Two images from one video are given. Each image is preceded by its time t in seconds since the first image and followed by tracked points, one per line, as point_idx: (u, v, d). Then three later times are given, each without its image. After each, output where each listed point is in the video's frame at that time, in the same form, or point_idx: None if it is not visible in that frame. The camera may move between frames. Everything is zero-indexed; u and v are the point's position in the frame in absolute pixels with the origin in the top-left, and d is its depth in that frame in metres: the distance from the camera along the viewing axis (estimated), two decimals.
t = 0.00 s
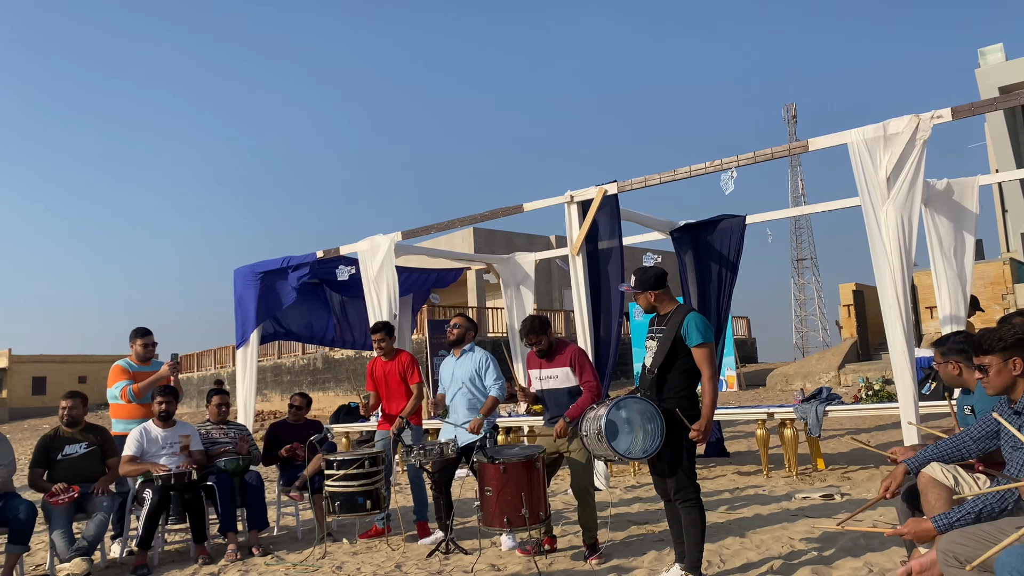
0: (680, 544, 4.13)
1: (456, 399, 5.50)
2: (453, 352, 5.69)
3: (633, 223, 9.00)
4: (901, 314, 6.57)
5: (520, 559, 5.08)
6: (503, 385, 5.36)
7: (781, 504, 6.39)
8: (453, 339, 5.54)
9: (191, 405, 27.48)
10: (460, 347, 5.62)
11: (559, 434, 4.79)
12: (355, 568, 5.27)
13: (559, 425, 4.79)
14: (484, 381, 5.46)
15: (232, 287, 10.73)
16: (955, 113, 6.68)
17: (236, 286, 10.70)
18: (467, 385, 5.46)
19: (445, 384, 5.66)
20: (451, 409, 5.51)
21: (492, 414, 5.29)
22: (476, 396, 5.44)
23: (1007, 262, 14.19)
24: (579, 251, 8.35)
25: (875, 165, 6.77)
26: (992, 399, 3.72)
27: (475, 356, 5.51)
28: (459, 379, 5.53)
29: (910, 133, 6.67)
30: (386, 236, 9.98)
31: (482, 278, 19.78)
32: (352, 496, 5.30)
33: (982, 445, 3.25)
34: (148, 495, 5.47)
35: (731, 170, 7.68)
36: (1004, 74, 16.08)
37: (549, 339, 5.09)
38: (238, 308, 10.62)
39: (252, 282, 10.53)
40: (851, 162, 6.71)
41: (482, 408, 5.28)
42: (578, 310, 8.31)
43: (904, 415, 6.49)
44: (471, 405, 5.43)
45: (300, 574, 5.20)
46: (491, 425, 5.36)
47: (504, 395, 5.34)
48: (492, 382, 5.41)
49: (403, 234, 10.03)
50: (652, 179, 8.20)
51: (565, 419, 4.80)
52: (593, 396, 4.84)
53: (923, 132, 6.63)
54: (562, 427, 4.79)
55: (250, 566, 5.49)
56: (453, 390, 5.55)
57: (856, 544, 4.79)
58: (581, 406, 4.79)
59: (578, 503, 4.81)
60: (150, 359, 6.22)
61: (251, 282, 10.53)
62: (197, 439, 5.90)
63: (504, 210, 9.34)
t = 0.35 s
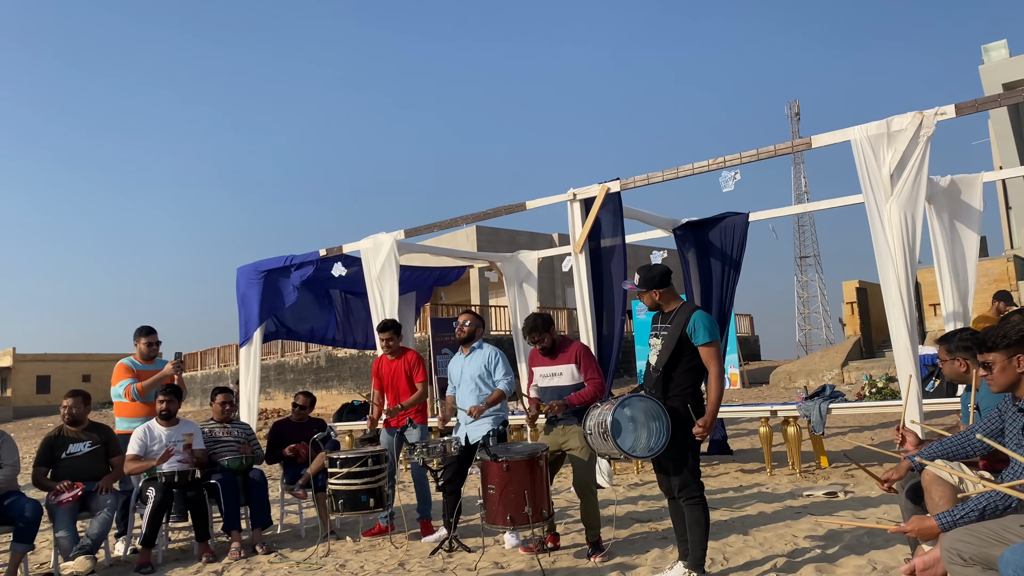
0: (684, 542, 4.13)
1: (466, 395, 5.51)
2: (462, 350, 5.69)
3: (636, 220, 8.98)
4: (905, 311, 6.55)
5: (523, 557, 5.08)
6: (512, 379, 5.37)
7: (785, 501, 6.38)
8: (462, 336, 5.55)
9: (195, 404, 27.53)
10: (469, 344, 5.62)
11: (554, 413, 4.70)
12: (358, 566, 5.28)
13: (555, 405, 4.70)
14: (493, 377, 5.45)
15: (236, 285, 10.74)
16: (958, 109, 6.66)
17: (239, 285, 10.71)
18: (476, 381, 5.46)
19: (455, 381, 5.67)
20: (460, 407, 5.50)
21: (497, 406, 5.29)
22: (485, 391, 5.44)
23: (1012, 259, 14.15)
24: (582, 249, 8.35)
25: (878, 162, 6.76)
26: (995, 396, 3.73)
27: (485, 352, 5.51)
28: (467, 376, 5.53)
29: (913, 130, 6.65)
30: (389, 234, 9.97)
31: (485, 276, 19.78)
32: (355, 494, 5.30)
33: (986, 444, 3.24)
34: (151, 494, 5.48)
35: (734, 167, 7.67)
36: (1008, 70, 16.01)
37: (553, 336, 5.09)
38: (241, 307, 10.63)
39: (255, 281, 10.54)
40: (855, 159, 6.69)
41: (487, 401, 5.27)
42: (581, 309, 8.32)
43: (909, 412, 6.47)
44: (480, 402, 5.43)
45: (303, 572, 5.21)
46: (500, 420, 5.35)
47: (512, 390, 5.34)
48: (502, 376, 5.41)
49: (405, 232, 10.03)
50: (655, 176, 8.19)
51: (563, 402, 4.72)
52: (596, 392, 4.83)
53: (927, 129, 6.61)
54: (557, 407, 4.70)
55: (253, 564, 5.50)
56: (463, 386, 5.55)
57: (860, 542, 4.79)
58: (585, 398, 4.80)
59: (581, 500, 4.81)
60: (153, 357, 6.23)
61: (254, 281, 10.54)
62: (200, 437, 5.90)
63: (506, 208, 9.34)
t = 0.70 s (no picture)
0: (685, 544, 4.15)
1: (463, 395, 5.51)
2: (458, 352, 5.71)
3: (637, 223, 9.00)
4: (907, 313, 6.55)
5: (525, 560, 5.10)
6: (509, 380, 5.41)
7: (786, 504, 6.39)
8: (459, 337, 5.53)
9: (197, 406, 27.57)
10: (466, 346, 5.64)
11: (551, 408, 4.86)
12: (360, 568, 5.30)
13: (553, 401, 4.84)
14: (491, 378, 5.48)
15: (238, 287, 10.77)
16: (959, 113, 6.68)
17: (241, 287, 10.74)
18: (474, 382, 5.47)
19: (451, 381, 5.66)
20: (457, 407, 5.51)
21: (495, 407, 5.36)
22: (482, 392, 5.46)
23: (1013, 261, 14.16)
24: (583, 251, 8.36)
25: (879, 165, 6.77)
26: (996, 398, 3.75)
27: (482, 353, 5.53)
28: (465, 376, 5.54)
29: (914, 132, 6.66)
30: (391, 236, 9.99)
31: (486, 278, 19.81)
32: (357, 496, 5.32)
33: (985, 446, 3.27)
34: (155, 496, 5.50)
35: (735, 170, 7.68)
36: (1010, 72, 16.02)
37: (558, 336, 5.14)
38: (243, 309, 10.66)
39: (258, 283, 10.57)
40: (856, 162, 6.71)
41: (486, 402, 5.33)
42: (581, 303, 8.36)
43: (910, 415, 6.48)
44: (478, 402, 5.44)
45: (305, 574, 5.23)
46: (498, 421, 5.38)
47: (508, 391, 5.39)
48: (499, 378, 5.45)
49: (407, 235, 10.06)
50: (656, 179, 8.21)
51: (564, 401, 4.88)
52: (598, 393, 4.89)
53: (927, 132, 6.62)
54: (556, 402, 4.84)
55: (256, 566, 5.52)
56: (460, 387, 5.57)
57: (861, 544, 4.80)
58: (584, 399, 4.86)
59: (584, 503, 4.83)
60: (157, 360, 6.25)
61: (256, 283, 10.57)
62: (203, 439, 5.93)
63: (508, 211, 9.36)
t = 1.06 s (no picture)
0: (686, 548, 4.14)
1: (465, 401, 5.49)
2: (456, 356, 5.69)
3: (637, 226, 9.00)
4: (907, 316, 6.54)
5: (525, 564, 5.09)
6: (512, 383, 5.37)
7: (788, 507, 6.37)
8: (457, 342, 5.55)
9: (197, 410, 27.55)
10: (464, 350, 5.63)
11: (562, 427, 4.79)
12: (360, 572, 5.28)
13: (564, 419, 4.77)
14: (492, 382, 5.46)
15: (238, 291, 10.77)
16: (959, 115, 6.67)
17: (241, 290, 10.74)
18: (475, 387, 5.46)
19: (450, 387, 5.65)
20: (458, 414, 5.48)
21: (500, 412, 5.33)
22: (485, 398, 5.45)
23: (1013, 263, 14.15)
24: (584, 254, 8.36)
25: (879, 168, 6.77)
26: (996, 402, 3.75)
27: (481, 358, 5.52)
28: (464, 382, 5.54)
29: (915, 135, 6.66)
30: (391, 239, 9.98)
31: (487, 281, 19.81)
32: (357, 500, 5.31)
33: (989, 449, 3.24)
34: (154, 500, 5.48)
35: (735, 173, 7.68)
36: (1009, 74, 16.03)
37: (561, 339, 5.08)
38: (243, 312, 10.66)
39: (258, 286, 10.57)
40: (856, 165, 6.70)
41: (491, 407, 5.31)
42: (581, 306, 8.33)
43: (911, 418, 6.46)
44: (478, 408, 5.43)
45: None
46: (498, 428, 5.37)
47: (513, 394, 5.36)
48: (501, 381, 5.41)
49: (407, 238, 10.05)
50: (656, 182, 8.21)
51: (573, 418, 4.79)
52: (606, 398, 4.82)
53: (928, 134, 6.62)
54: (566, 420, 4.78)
55: (256, 570, 5.51)
56: (460, 393, 5.55)
57: (862, 548, 4.79)
58: (593, 406, 4.78)
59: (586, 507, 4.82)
60: (156, 364, 6.24)
61: (256, 286, 10.57)
62: (202, 443, 5.91)
63: (508, 214, 9.36)
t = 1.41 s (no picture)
0: (685, 548, 4.13)
1: (468, 401, 5.50)
2: (460, 356, 5.68)
3: (637, 226, 8.99)
4: (907, 315, 6.53)
5: (524, 564, 5.07)
6: (517, 381, 5.35)
7: (787, 507, 6.36)
8: (461, 344, 5.51)
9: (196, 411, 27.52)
10: (467, 351, 5.60)
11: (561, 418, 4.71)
12: (359, 573, 5.27)
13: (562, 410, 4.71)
14: (497, 382, 5.45)
15: (237, 291, 10.76)
16: (958, 114, 6.67)
17: (240, 291, 10.73)
18: (478, 387, 5.46)
19: (455, 387, 5.66)
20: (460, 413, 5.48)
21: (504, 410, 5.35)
22: (488, 397, 5.44)
23: (1012, 263, 14.15)
24: (583, 254, 8.35)
25: (879, 167, 6.76)
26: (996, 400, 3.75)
27: (483, 358, 5.51)
28: (468, 383, 5.53)
29: (914, 134, 6.65)
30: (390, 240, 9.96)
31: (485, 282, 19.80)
32: (356, 500, 5.29)
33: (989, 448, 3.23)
34: (152, 501, 5.47)
35: (734, 173, 7.67)
36: (1008, 74, 16.03)
37: (557, 336, 5.10)
38: (242, 313, 10.66)
39: (256, 287, 10.56)
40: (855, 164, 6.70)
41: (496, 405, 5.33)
42: (581, 310, 8.31)
43: (910, 417, 6.45)
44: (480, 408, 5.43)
45: None
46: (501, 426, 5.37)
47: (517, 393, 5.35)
48: (506, 380, 5.40)
49: (406, 238, 10.04)
50: (655, 182, 8.20)
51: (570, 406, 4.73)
52: (605, 398, 4.81)
53: (927, 133, 6.61)
54: (563, 411, 4.72)
55: (255, 571, 5.49)
56: (464, 393, 5.55)
57: (862, 548, 4.78)
58: (590, 401, 4.77)
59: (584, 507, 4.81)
60: (155, 364, 6.23)
61: (255, 287, 10.57)
62: (200, 442, 5.89)
63: (507, 214, 9.35)
